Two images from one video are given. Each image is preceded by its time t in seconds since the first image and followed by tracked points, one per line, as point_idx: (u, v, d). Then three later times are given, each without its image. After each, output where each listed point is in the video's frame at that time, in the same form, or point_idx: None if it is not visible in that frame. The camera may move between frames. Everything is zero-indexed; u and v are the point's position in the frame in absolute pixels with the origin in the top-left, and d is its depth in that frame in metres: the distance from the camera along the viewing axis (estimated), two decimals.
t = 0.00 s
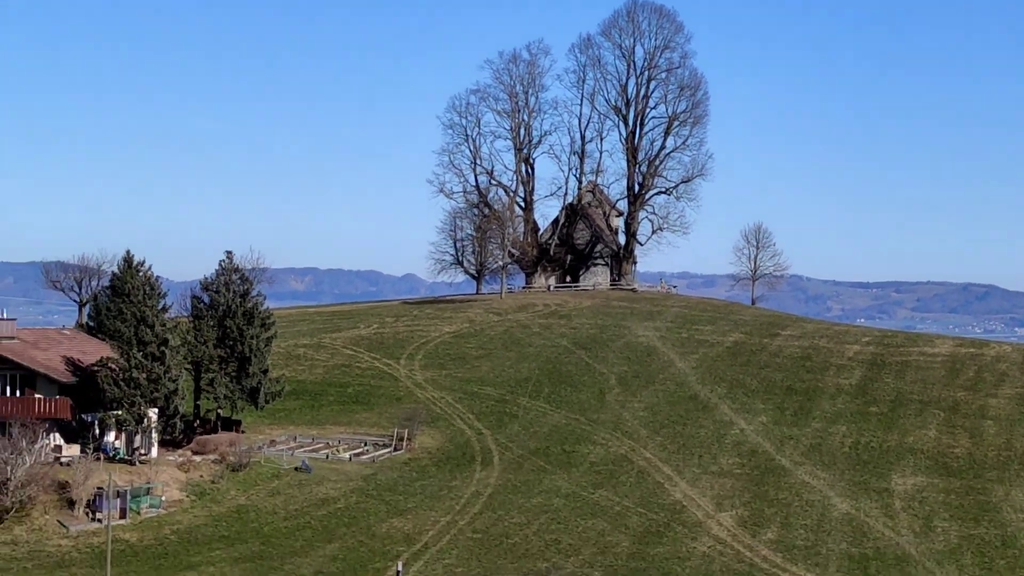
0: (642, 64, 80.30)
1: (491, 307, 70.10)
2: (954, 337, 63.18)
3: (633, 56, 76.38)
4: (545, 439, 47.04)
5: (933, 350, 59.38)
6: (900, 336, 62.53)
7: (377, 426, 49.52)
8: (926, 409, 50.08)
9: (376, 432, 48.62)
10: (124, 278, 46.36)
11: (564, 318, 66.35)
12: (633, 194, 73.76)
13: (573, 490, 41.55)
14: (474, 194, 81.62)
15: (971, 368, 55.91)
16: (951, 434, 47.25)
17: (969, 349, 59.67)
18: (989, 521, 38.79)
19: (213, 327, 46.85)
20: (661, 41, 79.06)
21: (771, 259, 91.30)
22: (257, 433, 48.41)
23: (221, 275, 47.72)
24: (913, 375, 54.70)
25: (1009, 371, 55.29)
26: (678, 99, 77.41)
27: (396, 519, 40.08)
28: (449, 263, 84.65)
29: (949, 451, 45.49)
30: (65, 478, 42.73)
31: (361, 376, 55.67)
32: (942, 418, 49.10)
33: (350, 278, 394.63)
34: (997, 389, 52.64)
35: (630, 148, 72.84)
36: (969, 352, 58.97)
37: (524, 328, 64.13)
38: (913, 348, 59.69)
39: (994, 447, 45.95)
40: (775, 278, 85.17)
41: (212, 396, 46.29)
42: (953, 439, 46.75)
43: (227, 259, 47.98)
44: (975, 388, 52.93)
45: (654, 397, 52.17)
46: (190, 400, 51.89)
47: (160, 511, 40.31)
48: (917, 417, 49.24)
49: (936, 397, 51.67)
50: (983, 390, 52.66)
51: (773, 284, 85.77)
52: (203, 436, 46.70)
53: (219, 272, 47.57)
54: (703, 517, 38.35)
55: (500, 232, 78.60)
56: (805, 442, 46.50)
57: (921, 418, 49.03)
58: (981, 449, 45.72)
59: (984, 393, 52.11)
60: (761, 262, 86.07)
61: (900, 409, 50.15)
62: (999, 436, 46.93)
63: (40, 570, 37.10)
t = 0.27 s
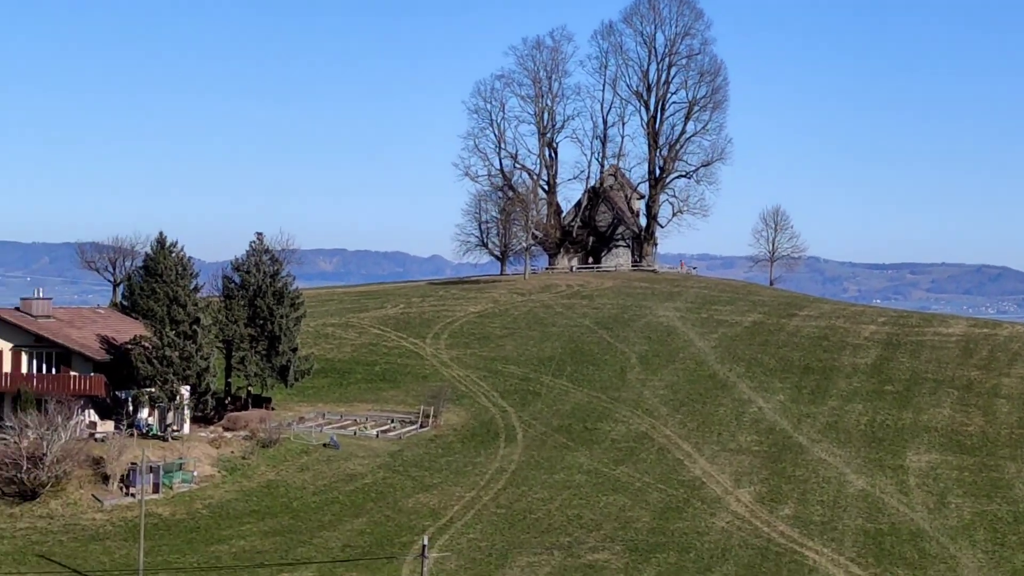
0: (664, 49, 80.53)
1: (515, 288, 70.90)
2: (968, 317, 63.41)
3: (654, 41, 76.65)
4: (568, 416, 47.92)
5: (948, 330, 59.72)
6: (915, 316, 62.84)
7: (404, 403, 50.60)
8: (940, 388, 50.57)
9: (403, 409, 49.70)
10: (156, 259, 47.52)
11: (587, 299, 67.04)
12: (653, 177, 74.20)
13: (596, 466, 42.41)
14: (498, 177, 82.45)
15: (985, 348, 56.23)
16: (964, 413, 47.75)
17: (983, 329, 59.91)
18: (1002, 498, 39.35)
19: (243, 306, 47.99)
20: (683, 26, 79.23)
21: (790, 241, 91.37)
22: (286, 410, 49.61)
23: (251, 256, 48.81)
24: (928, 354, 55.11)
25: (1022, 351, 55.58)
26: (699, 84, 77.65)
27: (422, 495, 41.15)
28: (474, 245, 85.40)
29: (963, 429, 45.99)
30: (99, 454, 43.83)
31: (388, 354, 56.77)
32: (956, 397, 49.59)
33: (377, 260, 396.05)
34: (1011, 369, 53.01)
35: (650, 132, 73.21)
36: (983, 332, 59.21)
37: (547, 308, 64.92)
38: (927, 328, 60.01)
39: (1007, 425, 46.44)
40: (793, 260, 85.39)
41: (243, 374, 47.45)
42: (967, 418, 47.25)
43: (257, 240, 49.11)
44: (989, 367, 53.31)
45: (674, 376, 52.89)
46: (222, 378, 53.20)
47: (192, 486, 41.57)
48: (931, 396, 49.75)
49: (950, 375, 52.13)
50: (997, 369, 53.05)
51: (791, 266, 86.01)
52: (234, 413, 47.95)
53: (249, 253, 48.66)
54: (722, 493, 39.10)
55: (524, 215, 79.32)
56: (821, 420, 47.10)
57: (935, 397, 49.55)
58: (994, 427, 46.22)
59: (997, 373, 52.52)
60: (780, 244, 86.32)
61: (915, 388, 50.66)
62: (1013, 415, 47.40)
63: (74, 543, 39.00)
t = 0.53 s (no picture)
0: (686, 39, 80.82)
1: (538, 272, 71.70)
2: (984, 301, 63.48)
3: (676, 31, 76.95)
4: (591, 397, 48.76)
5: (963, 313, 59.94)
6: (930, 300, 63.04)
7: (430, 384, 51.66)
8: (955, 370, 50.96)
9: (429, 390, 50.75)
10: (189, 244, 48.66)
11: (609, 283, 67.68)
12: (674, 164, 74.57)
13: (618, 446, 43.22)
14: (523, 164, 83.74)
15: (999, 331, 56.45)
16: (979, 395, 48.16)
17: (998, 313, 60.03)
18: (1016, 478, 39.83)
19: (273, 290, 49.09)
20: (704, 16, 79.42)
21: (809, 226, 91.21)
22: (315, 391, 50.81)
23: (282, 240, 49.86)
24: (943, 338, 55.43)
25: None
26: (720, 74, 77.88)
27: (448, 474, 42.17)
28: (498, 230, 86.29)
29: (978, 411, 46.40)
30: (133, 433, 45.27)
31: (414, 336, 57.80)
32: (970, 379, 49.96)
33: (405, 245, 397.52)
34: None
35: (671, 120, 73.56)
36: (998, 316, 59.35)
37: (571, 292, 65.65)
38: (942, 312, 60.23)
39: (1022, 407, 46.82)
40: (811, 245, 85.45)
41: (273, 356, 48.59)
42: (981, 400, 47.66)
43: (287, 225, 50.18)
44: (1004, 350, 53.58)
45: (694, 358, 53.54)
46: (253, 359, 54.50)
47: (224, 464, 42.90)
48: (947, 378, 50.16)
49: (965, 358, 52.48)
50: (1012, 352, 53.31)
51: (809, 252, 86.08)
52: (264, 393, 49.18)
53: (280, 238, 49.71)
54: (741, 473, 39.82)
55: (547, 200, 80.19)
56: (839, 401, 47.65)
57: (950, 379, 49.96)
58: (1009, 409, 46.61)
59: (1012, 355, 52.80)
60: (798, 229, 86.38)
61: (930, 370, 51.07)
62: None
63: (109, 520, 40.10)
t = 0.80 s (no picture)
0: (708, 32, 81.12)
1: (564, 260, 72.62)
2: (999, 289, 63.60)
3: (699, 25, 77.28)
4: (615, 382, 49.70)
5: (978, 300, 60.21)
6: (947, 287, 63.35)
7: (458, 368, 52.83)
8: (971, 356, 51.42)
9: (458, 374, 51.92)
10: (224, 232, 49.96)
11: (632, 271, 68.43)
12: (696, 155, 74.99)
13: (641, 430, 44.15)
14: (548, 154, 84.44)
15: (1014, 318, 56.73)
16: (994, 380, 48.64)
17: (1014, 300, 60.19)
18: None
19: (305, 277, 50.35)
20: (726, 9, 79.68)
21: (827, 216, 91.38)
22: (347, 375, 52.14)
23: (314, 228, 51.02)
24: (958, 324, 55.82)
25: None
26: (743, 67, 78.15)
27: (476, 456, 43.31)
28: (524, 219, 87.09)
29: (994, 396, 46.87)
30: (168, 416, 46.49)
31: (444, 322, 58.96)
32: (985, 365, 50.40)
33: (433, 233, 398.97)
34: None
35: (693, 112, 73.95)
36: (1014, 303, 59.49)
37: (595, 279, 66.49)
38: (958, 299, 60.48)
39: None
40: (830, 234, 85.55)
41: (306, 341, 49.91)
42: (996, 385, 48.12)
43: (319, 214, 51.34)
44: (1019, 336, 53.89)
45: (716, 344, 54.29)
46: (286, 344, 55.99)
47: (258, 447, 44.30)
48: (962, 363, 50.65)
49: (980, 344, 52.89)
50: None
51: (828, 240, 86.22)
52: (297, 377, 50.57)
53: (312, 226, 50.88)
54: (762, 456, 40.66)
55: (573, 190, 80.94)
56: (857, 386, 48.33)
57: (966, 364, 50.45)
58: None
59: None
60: (816, 218, 86.53)
61: (946, 356, 51.57)
62: None
63: (146, 501, 41.72)
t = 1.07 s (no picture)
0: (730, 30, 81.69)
1: (589, 250, 73.63)
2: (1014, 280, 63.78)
3: (721, 21, 77.82)
4: (639, 369, 50.74)
5: (993, 290, 60.53)
6: (963, 278, 63.79)
7: (487, 356, 54.10)
8: (987, 344, 51.95)
9: (486, 362, 53.19)
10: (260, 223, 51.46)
11: (656, 261, 69.27)
12: (719, 149, 75.60)
13: (664, 416, 45.18)
14: (575, 148, 84.82)
15: None
16: (1009, 367, 49.20)
17: None
18: None
19: (339, 268, 51.79)
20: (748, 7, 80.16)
21: (844, 207, 91.72)
22: (379, 362, 53.57)
23: (347, 221, 52.45)
24: (974, 314, 56.29)
25: None
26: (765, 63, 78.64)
27: (504, 441, 44.56)
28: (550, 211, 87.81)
29: (1009, 383, 47.45)
30: (207, 403, 48.34)
31: (472, 311, 60.24)
32: (1001, 353, 50.89)
33: (463, 225, 400.09)
34: None
35: (715, 107, 74.50)
36: None
37: (620, 270, 67.42)
38: (973, 290, 60.80)
39: None
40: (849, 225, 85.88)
41: (339, 329, 51.36)
42: (1011, 372, 48.70)
43: (352, 206, 52.75)
44: None
45: (737, 333, 55.13)
46: (320, 333, 57.54)
47: (292, 432, 45.76)
48: (978, 351, 51.22)
49: (996, 333, 53.38)
50: None
51: (847, 232, 86.52)
52: (331, 365, 52.06)
53: (345, 218, 52.31)
54: (782, 441, 41.62)
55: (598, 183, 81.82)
56: (875, 373, 49.11)
57: (982, 352, 51.02)
58: None
59: None
60: (835, 210, 86.86)
61: (962, 344, 52.15)
62: None
63: (184, 484, 43.36)
